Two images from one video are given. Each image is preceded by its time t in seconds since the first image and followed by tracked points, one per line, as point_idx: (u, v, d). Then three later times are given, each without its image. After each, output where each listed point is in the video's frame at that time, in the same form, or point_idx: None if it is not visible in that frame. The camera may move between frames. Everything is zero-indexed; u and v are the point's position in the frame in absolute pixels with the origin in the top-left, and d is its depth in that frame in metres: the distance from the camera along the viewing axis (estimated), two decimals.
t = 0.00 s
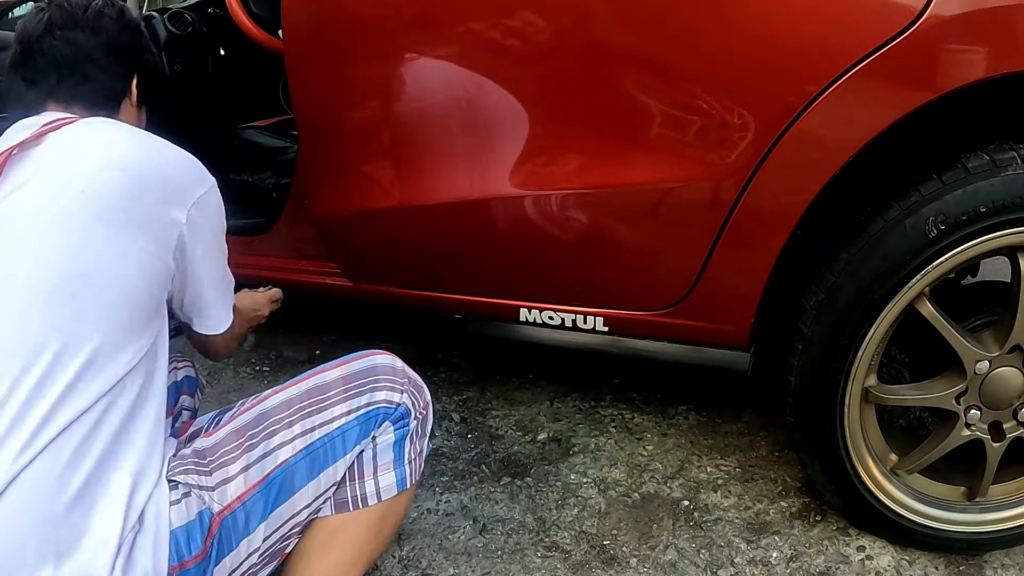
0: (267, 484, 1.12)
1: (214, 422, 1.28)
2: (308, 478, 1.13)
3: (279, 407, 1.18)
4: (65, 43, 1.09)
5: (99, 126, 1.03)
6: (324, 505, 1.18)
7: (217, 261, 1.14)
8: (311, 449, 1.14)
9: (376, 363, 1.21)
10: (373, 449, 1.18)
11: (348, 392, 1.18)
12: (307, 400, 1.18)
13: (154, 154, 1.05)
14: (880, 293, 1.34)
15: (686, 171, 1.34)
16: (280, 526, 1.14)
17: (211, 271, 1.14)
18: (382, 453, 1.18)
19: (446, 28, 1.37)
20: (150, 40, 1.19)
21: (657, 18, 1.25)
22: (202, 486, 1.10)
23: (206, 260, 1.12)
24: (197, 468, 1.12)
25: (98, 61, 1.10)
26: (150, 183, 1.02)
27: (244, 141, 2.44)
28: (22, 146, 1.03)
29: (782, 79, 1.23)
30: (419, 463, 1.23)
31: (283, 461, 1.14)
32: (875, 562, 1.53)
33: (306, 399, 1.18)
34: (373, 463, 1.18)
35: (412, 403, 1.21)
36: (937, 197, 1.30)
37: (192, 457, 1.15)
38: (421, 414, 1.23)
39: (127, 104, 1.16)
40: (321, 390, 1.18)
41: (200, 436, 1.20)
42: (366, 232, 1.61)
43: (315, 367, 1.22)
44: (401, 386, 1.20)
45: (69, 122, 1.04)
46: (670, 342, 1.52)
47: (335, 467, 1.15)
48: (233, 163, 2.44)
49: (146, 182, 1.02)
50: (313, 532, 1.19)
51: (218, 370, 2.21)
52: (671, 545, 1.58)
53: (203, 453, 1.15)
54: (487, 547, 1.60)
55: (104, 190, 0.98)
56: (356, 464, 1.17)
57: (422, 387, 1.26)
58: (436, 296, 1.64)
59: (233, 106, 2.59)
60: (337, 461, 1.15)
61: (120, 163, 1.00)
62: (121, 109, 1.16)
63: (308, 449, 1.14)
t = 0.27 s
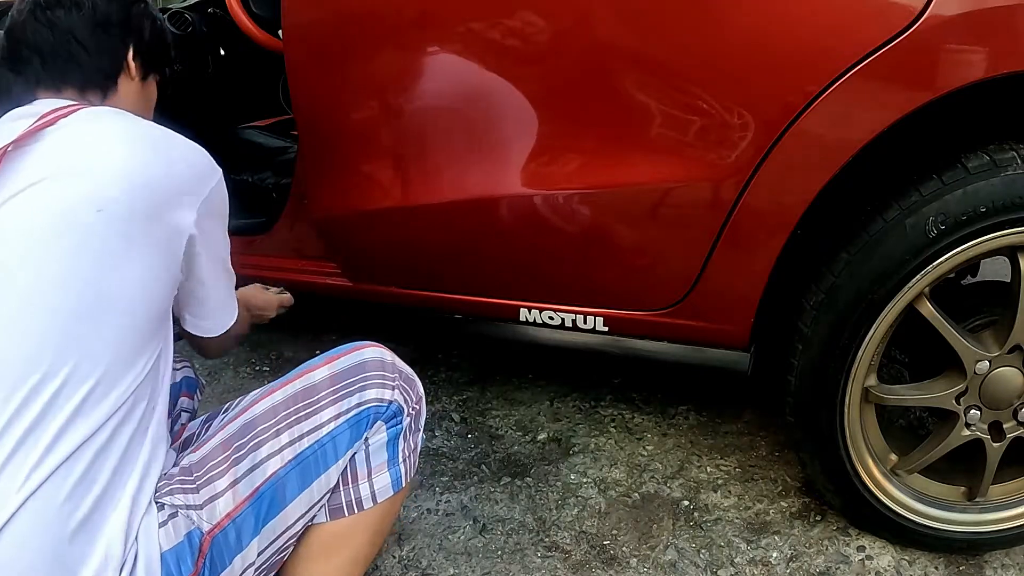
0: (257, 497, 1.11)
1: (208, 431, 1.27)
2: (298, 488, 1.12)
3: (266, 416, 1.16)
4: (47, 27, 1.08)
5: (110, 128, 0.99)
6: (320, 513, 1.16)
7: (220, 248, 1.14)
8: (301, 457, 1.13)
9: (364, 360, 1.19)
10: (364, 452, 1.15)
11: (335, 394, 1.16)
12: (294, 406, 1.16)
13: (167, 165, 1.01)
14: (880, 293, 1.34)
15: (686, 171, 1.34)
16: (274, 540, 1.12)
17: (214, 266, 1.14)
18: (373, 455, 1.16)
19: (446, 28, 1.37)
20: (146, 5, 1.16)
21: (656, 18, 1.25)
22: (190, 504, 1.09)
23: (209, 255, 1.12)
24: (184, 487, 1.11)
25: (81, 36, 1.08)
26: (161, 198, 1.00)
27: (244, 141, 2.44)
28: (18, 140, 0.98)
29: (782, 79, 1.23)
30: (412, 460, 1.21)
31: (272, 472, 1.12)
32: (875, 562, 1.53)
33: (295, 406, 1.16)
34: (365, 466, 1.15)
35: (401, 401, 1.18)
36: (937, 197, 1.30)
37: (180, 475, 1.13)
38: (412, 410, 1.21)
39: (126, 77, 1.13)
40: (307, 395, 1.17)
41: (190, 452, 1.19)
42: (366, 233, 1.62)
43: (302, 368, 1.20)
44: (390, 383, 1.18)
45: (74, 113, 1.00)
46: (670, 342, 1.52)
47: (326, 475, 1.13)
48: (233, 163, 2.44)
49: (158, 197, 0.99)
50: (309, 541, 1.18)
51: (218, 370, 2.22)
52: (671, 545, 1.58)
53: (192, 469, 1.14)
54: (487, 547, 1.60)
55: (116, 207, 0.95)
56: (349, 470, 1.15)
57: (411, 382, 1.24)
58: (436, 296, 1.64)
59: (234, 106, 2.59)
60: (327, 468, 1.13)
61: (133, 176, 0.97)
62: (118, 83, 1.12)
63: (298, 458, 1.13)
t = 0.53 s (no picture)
0: (234, 536, 1.07)
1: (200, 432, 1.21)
2: (281, 527, 1.07)
3: (247, 443, 1.09)
4: (67, 9, 1.02)
5: (122, 125, 0.96)
6: (315, 543, 1.12)
7: (263, 280, 1.05)
8: (283, 492, 1.07)
9: (360, 378, 1.11)
10: (361, 483, 1.11)
11: (325, 420, 1.09)
12: (280, 431, 1.09)
13: (163, 172, 0.95)
14: (880, 293, 1.34)
15: (686, 171, 1.34)
16: (258, 575, 1.09)
17: (252, 294, 1.04)
18: (369, 487, 1.11)
19: (446, 28, 1.37)
20: None
21: (656, 18, 1.25)
22: (161, 540, 1.05)
23: (242, 281, 1.02)
24: (157, 520, 1.06)
25: (106, 22, 1.02)
26: (148, 206, 0.93)
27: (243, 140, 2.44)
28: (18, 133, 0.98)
29: (782, 79, 1.23)
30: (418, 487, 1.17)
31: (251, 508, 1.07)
32: (875, 562, 1.53)
33: (279, 430, 1.09)
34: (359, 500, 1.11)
35: (400, 426, 1.13)
36: (937, 197, 1.30)
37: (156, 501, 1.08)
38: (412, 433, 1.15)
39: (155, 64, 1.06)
40: (296, 420, 1.09)
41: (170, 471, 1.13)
42: (366, 233, 1.62)
43: (290, 376, 1.11)
44: (389, 407, 1.12)
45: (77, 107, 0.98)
46: (670, 342, 1.52)
47: (313, 511, 1.08)
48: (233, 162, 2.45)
49: (136, 207, 0.93)
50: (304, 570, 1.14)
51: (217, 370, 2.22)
52: (671, 545, 1.58)
53: (167, 497, 1.08)
54: (487, 548, 1.60)
55: (81, 216, 0.91)
56: (341, 505, 1.10)
57: (412, 396, 1.17)
58: (436, 297, 1.64)
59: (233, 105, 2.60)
60: (315, 504, 1.08)
61: (108, 183, 0.92)
62: (147, 72, 1.06)
63: (279, 492, 1.07)
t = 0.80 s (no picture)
0: (220, 522, 1.04)
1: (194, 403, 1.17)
2: (274, 519, 1.06)
3: (251, 430, 1.07)
4: None
5: (99, 29, 0.91)
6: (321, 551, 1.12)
7: (267, 207, 0.98)
8: (283, 485, 1.06)
9: (385, 384, 1.10)
10: (377, 496, 1.11)
11: (342, 420, 1.09)
12: (292, 422, 1.07)
13: (136, 76, 0.89)
14: (880, 293, 1.34)
15: (686, 171, 1.34)
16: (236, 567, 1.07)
17: (253, 223, 0.97)
18: (382, 499, 1.11)
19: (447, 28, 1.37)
20: None
21: (656, 18, 1.25)
22: (135, 511, 1.02)
23: (240, 214, 0.95)
24: (133, 482, 1.03)
25: None
26: (116, 111, 0.87)
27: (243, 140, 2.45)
28: None
29: (782, 79, 1.23)
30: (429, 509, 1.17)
31: (246, 494, 1.05)
32: (875, 562, 1.53)
33: (290, 421, 1.07)
34: (370, 513, 1.11)
35: (420, 438, 1.13)
36: (937, 197, 1.30)
37: (132, 467, 1.05)
38: (431, 448, 1.15)
39: None
40: (312, 416, 1.08)
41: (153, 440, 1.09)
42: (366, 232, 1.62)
43: (308, 362, 1.10)
44: (411, 419, 1.12)
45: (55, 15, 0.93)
46: (669, 342, 1.52)
47: (313, 510, 1.08)
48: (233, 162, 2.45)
49: (109, 117, 0.87)
50: None
51: (217, 369, 2.23)
52: (671, 545, 1.58)
53: (153, 463, 1.05)
54: (487, 548, 1.60)
55: (43, 120, 0.86)
56: (348, 513, 1.11)
57: (434, 407, 1.17)
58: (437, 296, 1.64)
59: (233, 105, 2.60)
60: (316, 501, 1.07)
61: (74, 90, 0.87)
62: None
63: (280, 486, 1.06)
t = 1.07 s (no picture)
0: (155, 359, 0.88)
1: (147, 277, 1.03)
2: (199, 398, 0.91)
3: (232, 296, 0.95)
4: None
5: None
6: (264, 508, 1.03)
7: None
8: (236, 364, 0.92)
9: (361, 345, 1.01)
10: (320, 463, 1.01)
11: (316, 347, 0.98)
12: (274, 316, 0.96)
13: None
14: (880, 293, 1.34)
15: (686, 171, 1.34)
16: (133, 425, 0.90)
17: None
18: (325, 448, 1.00)
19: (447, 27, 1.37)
20: None
21: (656, 18, 1.25)
22: (76, 291, 0.84)
23: None
24: (81, 268, 0.86)
25: None
26: None
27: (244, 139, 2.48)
28: None
29: (782, 79, 1.23)
30: (359, 535, 1.06)
31: (195, 348, 0.90)
32: (875, 562, 1.53)
33: (270, 314, 0.95)
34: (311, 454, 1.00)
35: (379, 415, 1.02)
36: (937, 197, 1.30)
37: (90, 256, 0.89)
38: (390, 434, 1.05)
39: None
40: (296, 320, 0.97)
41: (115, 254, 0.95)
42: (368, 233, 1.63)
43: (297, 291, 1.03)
44: (377, 387, 1.01)
45: None
46: (670, 341, 1.52)
47: (242, 410, 0.94)
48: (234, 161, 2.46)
49: None
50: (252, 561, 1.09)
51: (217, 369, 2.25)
52: (671, 545, 1.58)
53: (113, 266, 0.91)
54: (487, 547, 1.60)
55: None
56: (285, 446, 0.99)
57: (398, 394, 1.06)
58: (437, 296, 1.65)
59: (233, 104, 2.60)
60: (256, 404, 0.94)
61: None
62: None
63: (233, 362, 0.92)
